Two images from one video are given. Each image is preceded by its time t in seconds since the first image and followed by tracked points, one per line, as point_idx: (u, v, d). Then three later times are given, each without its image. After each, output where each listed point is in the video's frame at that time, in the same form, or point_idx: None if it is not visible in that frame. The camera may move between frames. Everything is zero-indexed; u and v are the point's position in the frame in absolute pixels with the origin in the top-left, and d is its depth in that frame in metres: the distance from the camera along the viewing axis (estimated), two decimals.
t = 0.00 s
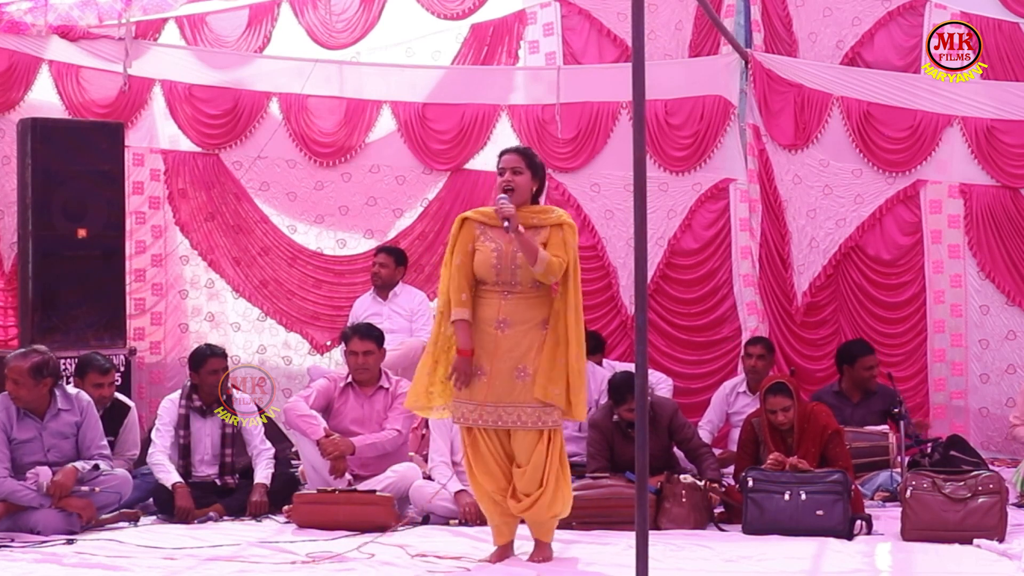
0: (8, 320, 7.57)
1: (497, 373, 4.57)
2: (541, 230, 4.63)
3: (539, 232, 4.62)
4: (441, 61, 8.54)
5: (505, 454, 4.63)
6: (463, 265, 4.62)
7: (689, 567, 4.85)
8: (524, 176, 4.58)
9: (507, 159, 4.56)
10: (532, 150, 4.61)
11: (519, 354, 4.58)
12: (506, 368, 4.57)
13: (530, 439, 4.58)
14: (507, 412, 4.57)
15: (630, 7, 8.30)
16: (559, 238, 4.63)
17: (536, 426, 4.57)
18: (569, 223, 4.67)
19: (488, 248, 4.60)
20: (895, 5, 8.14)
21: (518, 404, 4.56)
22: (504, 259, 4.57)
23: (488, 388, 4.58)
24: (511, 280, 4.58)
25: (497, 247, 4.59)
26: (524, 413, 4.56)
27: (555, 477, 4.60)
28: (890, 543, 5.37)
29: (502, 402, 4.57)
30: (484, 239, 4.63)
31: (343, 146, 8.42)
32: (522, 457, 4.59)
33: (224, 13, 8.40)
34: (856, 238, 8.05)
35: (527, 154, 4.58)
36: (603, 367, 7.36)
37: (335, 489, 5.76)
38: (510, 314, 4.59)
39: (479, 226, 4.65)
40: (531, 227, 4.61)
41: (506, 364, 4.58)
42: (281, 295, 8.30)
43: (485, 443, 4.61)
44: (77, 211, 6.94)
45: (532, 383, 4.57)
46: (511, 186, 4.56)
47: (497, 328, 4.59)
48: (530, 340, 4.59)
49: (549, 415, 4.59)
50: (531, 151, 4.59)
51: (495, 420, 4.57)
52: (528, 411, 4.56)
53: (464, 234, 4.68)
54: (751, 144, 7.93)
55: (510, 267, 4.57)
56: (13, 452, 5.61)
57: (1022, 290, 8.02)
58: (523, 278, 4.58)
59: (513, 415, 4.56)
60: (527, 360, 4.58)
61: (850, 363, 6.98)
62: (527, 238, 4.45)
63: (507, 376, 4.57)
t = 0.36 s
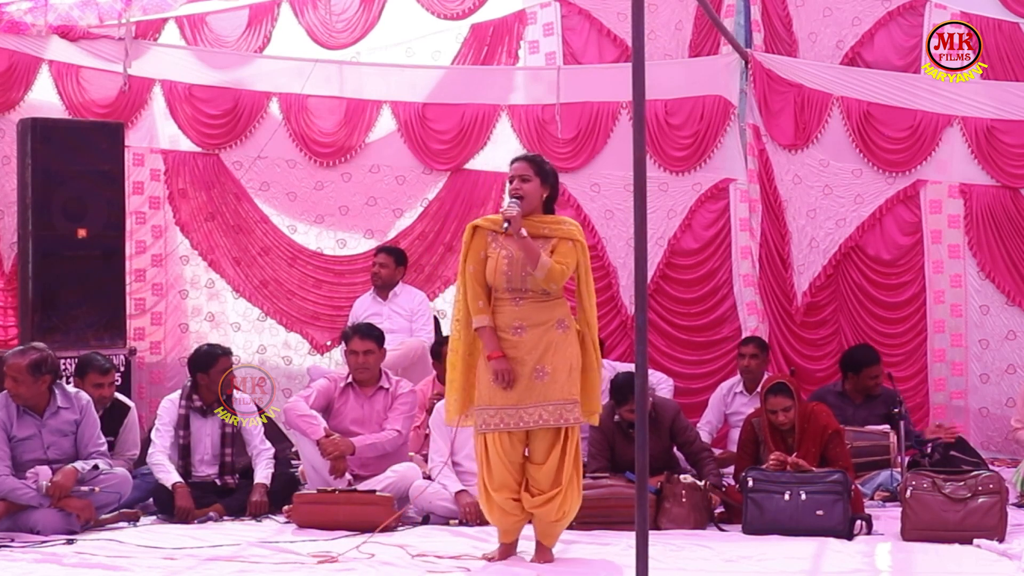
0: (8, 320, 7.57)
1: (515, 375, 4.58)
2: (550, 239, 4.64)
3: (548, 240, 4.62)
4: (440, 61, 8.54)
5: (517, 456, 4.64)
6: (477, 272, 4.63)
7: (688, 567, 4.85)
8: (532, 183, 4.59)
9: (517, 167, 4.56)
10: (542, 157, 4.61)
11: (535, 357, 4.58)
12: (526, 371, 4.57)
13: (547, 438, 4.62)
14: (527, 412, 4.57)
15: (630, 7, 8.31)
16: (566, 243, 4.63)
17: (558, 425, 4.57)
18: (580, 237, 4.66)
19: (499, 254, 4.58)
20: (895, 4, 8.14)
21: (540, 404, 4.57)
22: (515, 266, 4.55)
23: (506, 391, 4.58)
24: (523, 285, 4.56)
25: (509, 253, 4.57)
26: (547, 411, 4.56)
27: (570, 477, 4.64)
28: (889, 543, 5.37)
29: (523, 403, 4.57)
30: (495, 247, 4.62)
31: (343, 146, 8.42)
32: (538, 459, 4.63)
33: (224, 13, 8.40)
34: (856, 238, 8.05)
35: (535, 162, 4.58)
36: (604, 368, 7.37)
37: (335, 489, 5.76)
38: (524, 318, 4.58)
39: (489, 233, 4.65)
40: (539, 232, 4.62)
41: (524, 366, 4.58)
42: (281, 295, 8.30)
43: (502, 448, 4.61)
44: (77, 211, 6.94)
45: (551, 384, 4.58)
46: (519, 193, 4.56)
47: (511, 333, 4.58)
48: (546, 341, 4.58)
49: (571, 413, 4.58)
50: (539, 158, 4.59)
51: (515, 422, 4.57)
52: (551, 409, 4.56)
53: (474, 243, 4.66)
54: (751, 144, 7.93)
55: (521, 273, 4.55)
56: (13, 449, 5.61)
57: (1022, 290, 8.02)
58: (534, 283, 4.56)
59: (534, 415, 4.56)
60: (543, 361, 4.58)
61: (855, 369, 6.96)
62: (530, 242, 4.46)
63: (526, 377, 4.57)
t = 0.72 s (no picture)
0: (8, 320, 7.57)
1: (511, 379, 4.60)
2: (558, 242, 4.64)
3: (555, 244, 4.63)
4: (441, 61, 8.54)
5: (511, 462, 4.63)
6: (483, 276, 4.65)
7: (688, 567, 4.85)
8: (540, 187, 4.59)
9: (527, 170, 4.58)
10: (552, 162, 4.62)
11: (533, 363, 4.59)
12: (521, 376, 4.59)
13: (539, 450, 4.59)
14: (516, 416, 4.58)
15: (630, 7, 8.31)
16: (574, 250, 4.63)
17: (547, 434, 4.57)
18: (588, 239, 4.66)
19: (508, 259, 4.58)
20: (895, 4, 8.14)
21: (531, 411, 4.58)
22: (523, 271, 4.55)
23: (501, 394, 4.60)
24: (530, 291, 4.56)
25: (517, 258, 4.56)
26: (536, 419, 4.57)
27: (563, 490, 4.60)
28: (889, 543, 5.37)
29: (514, 407, 4.59)
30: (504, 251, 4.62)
31: (343, 146, 8.42)
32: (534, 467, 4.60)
33: (224, 13, 8.40)
34: (856, 238, 8.05)
35: (544, 165, 4.59)
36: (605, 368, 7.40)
37: (335, 489, 5.76)
38: (528, 323, 4.58)
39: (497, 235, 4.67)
40: (547, 237, 4.62)
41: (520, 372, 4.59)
42: (281, 295, 8.31)
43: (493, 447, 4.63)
44: (77, 211, 6.94)
45: (545, 392, 4.58)
46: (526, 197, 4.58)
47: (513, 336, 4.59)
48: (545, 349, 4.59)
49: (560, 425, 4.58)
50: (548, 161, 4.60)
51: (505, 423, 4.59)
52: (540, 417, 4.56)
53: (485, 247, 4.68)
54: (751, 144, 7.93)
55: (528, 279, 4.55)
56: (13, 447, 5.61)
57: (1022, 290, 8.02)
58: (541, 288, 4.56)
59: (524, 421, 4.57)
60: (539, 368, 4.59)
61: (854, 361, 6.98)
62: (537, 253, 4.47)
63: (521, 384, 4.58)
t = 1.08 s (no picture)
0: (8, 320, 7.57)
1: (513, 378, 4.60)
2: (558, 249, 4.66)
3: (555, 250, 4.64)
4: (441, 61, 8.54)
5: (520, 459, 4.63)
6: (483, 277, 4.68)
7: (688, 567, 4.85)
8: (546, 191, 4.60)
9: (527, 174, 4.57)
10: (557, 167, 4.62)
11: (535, 363, 4.59)
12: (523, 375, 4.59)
13: (547, 448, 4.60)
14: (520, 415, 4.57)
15: (630, 7, 8.31)
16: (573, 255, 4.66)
17: (552, 431, 4.56)
18: (587, 247, 4.68)
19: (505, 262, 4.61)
20: (895, 4, 8.14)
21: (534, 409, 4.57)
22: (520, 274, 4.57)
23: (505, 394, 4.60)
24: (526, 294, 4.59)
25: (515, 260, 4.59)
26: (540, 417, 4.56)
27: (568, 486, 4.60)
28: (889, 543, 5.37)
29: (518, 406, 4.58)
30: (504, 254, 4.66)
31: (343, 146, 8.42)
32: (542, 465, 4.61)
33: (224, 13, 8.40)
34: (856, 238, 8.05)
35: (549, 169, 4.58)
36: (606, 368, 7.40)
37: (335, 489, 5.76)
38: (527, 323, 4.60)
39: (501, 238, 4.70)
40: (546, 241, 4.64)
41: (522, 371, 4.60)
42: (281, 295, 8.30)
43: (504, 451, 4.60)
44: (77, 211, 6.94)
45: (549, 389, 4.57)
46: (531, 200, 4.59)
47: (513, 337, 4.60)
48: (547, 349, 4.59)
49: (565, 421, 4.57)
50: (553, 166, 4.59)
51: (511, 423, 4.58)
52: (543, 415, 4.56)
53: (487, 250, 4.72)
54: (751, 144, 7.93)
55: (526, 282, 4.57)
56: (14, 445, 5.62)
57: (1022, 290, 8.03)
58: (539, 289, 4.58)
59: (528, 419, 4.56)
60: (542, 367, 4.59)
61: (852, 363, 6.99)
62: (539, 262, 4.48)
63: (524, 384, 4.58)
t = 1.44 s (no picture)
0: (8, 319, 7.57)
1: (483, 353, 4.61)
2: (544, 235, 4.64)
3: (539, 238, 4.63)
4: (440, 61, 8.54)
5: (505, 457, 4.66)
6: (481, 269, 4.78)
7: (688, 567, 4.85)
8: (529, 181, 4.59)
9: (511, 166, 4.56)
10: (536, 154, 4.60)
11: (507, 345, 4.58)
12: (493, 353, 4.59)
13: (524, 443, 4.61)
14: (479, 388, 4.57)
15: (630, 7, 8.32)
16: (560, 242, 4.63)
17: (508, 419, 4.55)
18: (571, 230, 4.62)
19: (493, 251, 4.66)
20: (895, 4, 8.14)
21: (494, 388, 4.56)
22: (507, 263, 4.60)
23: (471, 365, 4.60)
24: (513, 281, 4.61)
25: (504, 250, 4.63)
26: (497, 398, 4.55)
27: (553, 478, 4.59)
28: (889, 543, 5.37)
29: (479, 379, 4.58)
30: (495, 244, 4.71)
31: (343, 146, 8.42)
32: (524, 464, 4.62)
33: (224, 13, 8.40)
34: (856, 238, 8.05)
35: (530, 159, 4.57)
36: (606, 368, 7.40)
37: (335, 489, 5.76)
38: (509, 307, 4.61)
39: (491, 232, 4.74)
40: (532, 229, 4.64)
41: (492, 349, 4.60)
42: (281, 295, 8.30)
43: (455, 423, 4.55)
44: (77, 211, 6.94)
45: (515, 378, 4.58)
46: (514, 191, 4.59)
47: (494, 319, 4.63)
48: (522, 336, 4.58)
49: (520, 411, 4.56)
50: (534, 155, 4.57)
51: (466, 393, 4.57)
52: (501, 398, 4.55)
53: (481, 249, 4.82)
54: (751, 144, 7.93)
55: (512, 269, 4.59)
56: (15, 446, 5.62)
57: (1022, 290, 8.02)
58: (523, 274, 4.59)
59: (485, 395, 4.56)
60: (513, 351, 4.58)
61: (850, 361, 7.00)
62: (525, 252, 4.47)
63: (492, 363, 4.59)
